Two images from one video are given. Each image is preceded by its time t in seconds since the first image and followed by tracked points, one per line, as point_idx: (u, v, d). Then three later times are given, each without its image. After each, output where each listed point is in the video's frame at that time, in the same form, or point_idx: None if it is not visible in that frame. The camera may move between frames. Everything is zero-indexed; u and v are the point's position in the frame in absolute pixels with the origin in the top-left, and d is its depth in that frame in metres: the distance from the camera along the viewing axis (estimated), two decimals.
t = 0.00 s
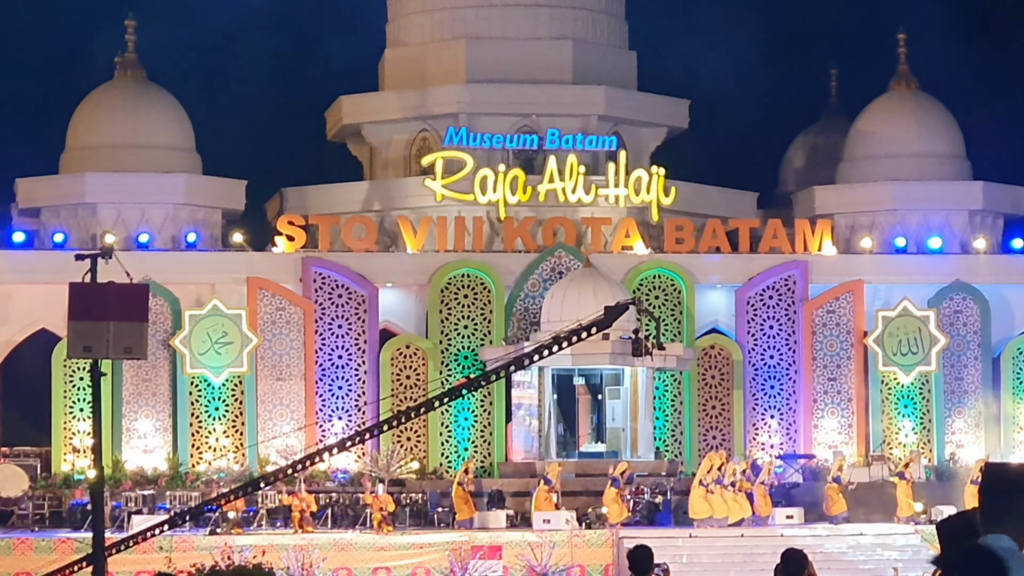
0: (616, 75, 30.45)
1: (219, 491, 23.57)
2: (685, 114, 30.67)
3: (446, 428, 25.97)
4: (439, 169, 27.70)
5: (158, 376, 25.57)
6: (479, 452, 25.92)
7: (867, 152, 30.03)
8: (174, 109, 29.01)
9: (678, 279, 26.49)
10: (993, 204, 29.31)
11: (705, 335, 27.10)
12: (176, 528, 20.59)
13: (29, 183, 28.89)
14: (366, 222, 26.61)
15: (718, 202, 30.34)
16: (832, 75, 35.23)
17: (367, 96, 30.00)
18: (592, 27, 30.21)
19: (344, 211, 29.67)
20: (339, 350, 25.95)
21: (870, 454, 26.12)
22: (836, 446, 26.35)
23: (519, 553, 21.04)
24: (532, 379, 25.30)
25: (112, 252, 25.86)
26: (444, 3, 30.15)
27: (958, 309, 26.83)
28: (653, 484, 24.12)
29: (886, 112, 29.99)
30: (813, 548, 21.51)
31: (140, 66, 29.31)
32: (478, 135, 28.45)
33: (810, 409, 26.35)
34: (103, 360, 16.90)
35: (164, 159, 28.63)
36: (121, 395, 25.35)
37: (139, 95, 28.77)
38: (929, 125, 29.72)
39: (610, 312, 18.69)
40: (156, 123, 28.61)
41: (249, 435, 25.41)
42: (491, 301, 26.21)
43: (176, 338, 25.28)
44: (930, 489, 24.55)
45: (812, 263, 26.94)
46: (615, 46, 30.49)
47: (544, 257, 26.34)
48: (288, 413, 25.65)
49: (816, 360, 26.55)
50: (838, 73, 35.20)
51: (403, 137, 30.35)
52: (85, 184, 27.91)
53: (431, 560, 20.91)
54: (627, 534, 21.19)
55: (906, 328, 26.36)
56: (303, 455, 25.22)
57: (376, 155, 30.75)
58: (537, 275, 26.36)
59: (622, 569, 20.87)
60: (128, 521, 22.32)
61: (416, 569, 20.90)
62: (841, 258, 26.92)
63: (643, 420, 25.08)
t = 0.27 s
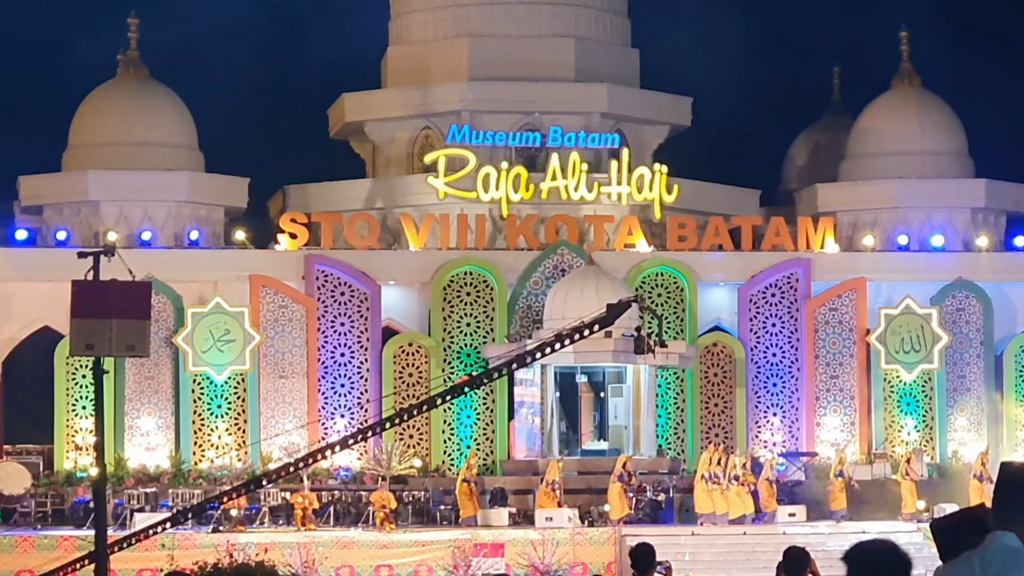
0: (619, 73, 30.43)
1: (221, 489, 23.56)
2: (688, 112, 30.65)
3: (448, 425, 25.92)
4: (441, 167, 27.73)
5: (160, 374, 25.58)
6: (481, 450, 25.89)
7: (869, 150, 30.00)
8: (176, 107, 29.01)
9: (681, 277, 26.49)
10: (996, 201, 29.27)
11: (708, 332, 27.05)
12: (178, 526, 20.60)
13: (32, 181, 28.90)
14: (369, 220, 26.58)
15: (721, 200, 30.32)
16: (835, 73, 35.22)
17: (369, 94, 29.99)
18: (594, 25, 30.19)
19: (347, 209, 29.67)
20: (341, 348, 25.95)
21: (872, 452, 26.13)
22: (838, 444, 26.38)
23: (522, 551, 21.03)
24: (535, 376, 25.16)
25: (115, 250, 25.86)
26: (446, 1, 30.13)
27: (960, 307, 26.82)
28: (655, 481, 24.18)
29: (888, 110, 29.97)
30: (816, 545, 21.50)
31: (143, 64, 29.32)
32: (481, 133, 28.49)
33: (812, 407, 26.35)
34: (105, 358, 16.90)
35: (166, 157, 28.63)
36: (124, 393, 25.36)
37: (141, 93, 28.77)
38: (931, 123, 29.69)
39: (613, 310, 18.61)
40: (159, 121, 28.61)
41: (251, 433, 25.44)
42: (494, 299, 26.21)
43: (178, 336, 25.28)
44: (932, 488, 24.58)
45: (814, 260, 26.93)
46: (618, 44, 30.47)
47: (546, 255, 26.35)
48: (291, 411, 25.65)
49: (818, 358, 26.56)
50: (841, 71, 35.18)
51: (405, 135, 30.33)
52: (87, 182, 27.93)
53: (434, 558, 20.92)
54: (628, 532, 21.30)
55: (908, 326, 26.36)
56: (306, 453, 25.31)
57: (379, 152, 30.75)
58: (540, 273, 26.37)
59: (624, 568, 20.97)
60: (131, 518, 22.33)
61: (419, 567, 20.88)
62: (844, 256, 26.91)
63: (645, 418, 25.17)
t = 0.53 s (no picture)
0: (625, 72, 30.42)
1: (227, 488, 23.57)
2: (694, 110, 30.64)
3: (454, 423, 26.05)
4: (447, 165, 27.76)
5: (167, 373, 25.61)
6: (488, 447, 26.03)
7: (876, 148, 29.98)
8: (183, 105, 29.02)
9: (687, 275, 26.49)
10: (1002, 199, 29.24)
11: (714, 330, 27.13)
12: (185, 524, 20.59)
13: (39, 179, 28.92)
14: (375, 218, 26.64)
15: (727, 198, 30.30)
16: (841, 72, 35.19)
17: (376, 92, 29.99)
18: (601, 24, 30.18)
19: (353, 207, 29.67)
20: (347, 346, 25.95)
21: (879, 450, 26.12)
22: (844, 441, 26.34)
23: (528, 550, 20.99)
24: (541, 374, 25.19)
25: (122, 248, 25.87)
26: None
27: (967, 305, 26.79)
28: (660, 478, 24.23)
29: (895, 108, 29.94)
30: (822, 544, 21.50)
31: (149, 62, 29.34)
32: (487, 131, 28.56)
33: (819, 404, 26.33)
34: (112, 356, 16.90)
35: (173, 155, 28.64)
36: (130, 391, 25.38)
37: (148, 92, 28.79)
38: (938, 121, 29.66)
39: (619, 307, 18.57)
40: (165, 119, 28.63)
41: (258, 431, 25.44)
42: (500, 297, 26.20)
43: (184, 335, 25.25)
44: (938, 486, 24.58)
45: (821, 259, 26.89)
46: (624, 42, 30.47)
47: (552, 254, 26.32)
48: (297, 409, 25.65)
49: (825, 357, 26.55)
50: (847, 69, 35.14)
51: (412, 133, 30.32)
52: (94, 180, 27.95)
53: (440, 557, 20.90)
54: (635, 530, 21.25)
55: (915, 324, 26.32)
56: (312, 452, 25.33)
57: (385, 151, 30.75)
58: (546, 272, 26.33)
59: (631, 566, 20.95)
60: (137, 516, 22.35)
61: (425, 565, 20.87)
62: (850, 254, 26.88)
63: (652, 416, 25.06)
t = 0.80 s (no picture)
0: (629, 70, 30.42)
1: (231, 486, 23.58)
2: (698, 108, 30.62)
3: (458, 422, 26.01)
4: (451, 164, 27.77)
5: (170, 371, 25.60)
6: (491, 446, 26.00)
7: (879, 146, 29.97)
8: (187, 104, 29.03)
9: (691, 274, 26.48)
10: (1006, 197, 29.22)
11: (718, 329, 27.10)
12: (189, 523, 20.60)
13: (42, 178, 28.93)
14: (379, 217, 26.63)
15: (731, 197, 30.29)
16: (845, 70, 35.18)
17: (380, 91, 29.99)
18: (604, 22, 30.18)
19: (357, 206, 29.66)
20: (351, 345, 25.97)
21: (883, 448, 26.10)
22: (848, 440, 26.33)
23: (532, 548, 21.03)
24: (545, 373, 25.29)
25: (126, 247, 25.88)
26: None
27: (971, 303, 26.78)
28: (665, 477, 24.18)
29: (898, 107, 29.93)
30: (826, 542, 21.48)
31: (153, 61, 29.34)
32: (491, 129, 28.60)
33: (823, 402, 26.33)
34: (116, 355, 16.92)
35: (176, 154, 28.65)
36: (134, 390, 25.39)
37: (152, 91, 28.80)
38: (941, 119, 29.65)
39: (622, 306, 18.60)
40: (169, 118, 28.63)
41: (261, 430, 25.45)
42: (504, 296, 26.21)
43: (188, 334, 25.28)
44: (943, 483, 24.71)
45: (825, 257, 26.88)
46: (628, 41, 30.46)
47: (556, 252, 26.34)
48: (301, 408, 25.68)
49: (829, 355, 26.56)
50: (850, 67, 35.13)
51: (415, 132, 30.32)
52: (98, 179, 27.96)
53: (444, 555, 20.95)
54: (639, 528, 21.21)
55: (918, 322, 26.31)
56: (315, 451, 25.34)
57: (389, 150, 30.74)
58: (549, 270, 26.35)
59: (635, 565, 20.94)
60: (141, 515, 22.37)
61: (429, 564, 20.92)
62: (854, 252, 26.82)
63: (655, 415, 25.07)
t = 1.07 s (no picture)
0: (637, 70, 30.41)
1: (239, 486, 23.61)
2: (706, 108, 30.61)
3: (467, 422, 26.12)
4: (459, 164, 27.78)
5: (178, 371, 25.62)
6: (500, 446, 26.04)
7: (887, 146, 29.94)
8: (195, 104, 29.05)
9: (699, 275, 26.49)
10: (1014, 197, 29.18)
11: (725, 330, 27.08)
12: (196, 523, 20.62)
13: (51, 179, 28.96)
14: (387, 217, 26.60)
15: (739, 197, 30.28)
16: (853, 70, 35.17)
17: (388, 91, 30.00)
18: (612, 22, 30.17)
19: (364, 206, 29.68)
20: (359, 345, 26.00)
21: (891, 448, 26.08)
22: (856, 440, 26.29)
23: (540, 547, 20.96)
24: (553, 373, 25.27)
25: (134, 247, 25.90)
26: None
27: (979, 303, 26.70)
28: (672, 477, 24.18)
29: (906, 107, 29.90)
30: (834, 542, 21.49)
31: (161, 61, 29.36)
32: (499, 130, 28.56)
33: (831, 402, 26.33)
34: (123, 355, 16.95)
35: (184, 154, 28.66)
36: (142, 390, 25.36)
37: (160, 91, 28.82)
38: (950, 119, 29.62)
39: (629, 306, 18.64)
40: (177, 119, 28.65)
41: (269, 430, 25.44)
42: (511, 296, 26.23)
43: (196, 333, 25.29)
44: (951, 483, 24.80)
45: (833, 257, 26.85)
46: (635, 41, 30.45)
47: (564, 252, 26.32)
48: (309, 408, 25.65)
49: (836, 356, 26.56)
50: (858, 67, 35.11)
51: (423, 132, 30.35)
52: (106, 179, 27.98)
53: (452, 555, 20.87)
54: (647, 528, 21.19)
55: (927, 323, 26.27)
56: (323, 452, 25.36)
57: (397, 150, 30.76)
58: (557, 270, 26.33)
59: (643, 565, 20.94)
60: (149, 515, 22.40)
61: (437, 564, 20.88)
62: (860, 252, 26.81)
63: (663, 414, 25.10)
